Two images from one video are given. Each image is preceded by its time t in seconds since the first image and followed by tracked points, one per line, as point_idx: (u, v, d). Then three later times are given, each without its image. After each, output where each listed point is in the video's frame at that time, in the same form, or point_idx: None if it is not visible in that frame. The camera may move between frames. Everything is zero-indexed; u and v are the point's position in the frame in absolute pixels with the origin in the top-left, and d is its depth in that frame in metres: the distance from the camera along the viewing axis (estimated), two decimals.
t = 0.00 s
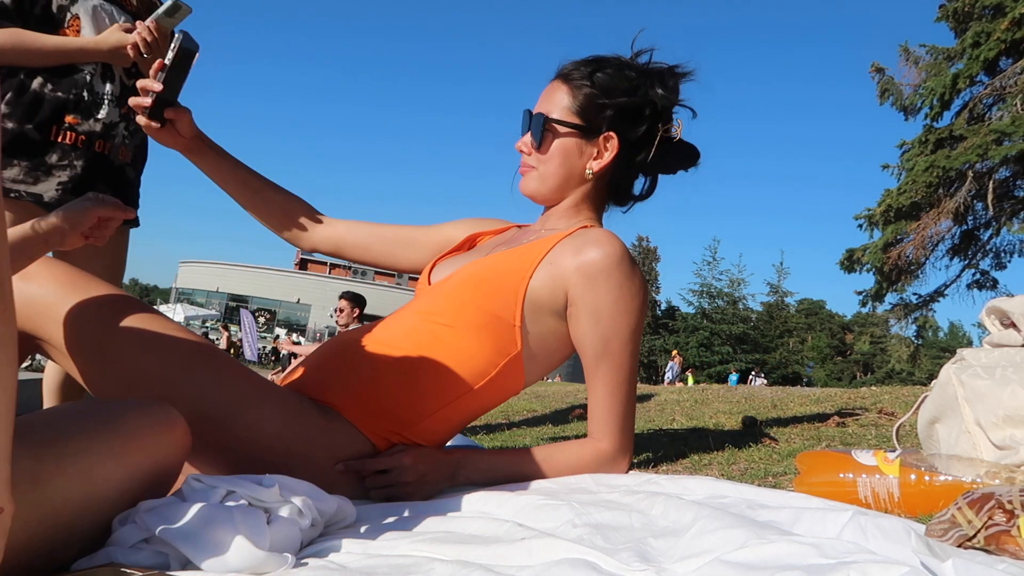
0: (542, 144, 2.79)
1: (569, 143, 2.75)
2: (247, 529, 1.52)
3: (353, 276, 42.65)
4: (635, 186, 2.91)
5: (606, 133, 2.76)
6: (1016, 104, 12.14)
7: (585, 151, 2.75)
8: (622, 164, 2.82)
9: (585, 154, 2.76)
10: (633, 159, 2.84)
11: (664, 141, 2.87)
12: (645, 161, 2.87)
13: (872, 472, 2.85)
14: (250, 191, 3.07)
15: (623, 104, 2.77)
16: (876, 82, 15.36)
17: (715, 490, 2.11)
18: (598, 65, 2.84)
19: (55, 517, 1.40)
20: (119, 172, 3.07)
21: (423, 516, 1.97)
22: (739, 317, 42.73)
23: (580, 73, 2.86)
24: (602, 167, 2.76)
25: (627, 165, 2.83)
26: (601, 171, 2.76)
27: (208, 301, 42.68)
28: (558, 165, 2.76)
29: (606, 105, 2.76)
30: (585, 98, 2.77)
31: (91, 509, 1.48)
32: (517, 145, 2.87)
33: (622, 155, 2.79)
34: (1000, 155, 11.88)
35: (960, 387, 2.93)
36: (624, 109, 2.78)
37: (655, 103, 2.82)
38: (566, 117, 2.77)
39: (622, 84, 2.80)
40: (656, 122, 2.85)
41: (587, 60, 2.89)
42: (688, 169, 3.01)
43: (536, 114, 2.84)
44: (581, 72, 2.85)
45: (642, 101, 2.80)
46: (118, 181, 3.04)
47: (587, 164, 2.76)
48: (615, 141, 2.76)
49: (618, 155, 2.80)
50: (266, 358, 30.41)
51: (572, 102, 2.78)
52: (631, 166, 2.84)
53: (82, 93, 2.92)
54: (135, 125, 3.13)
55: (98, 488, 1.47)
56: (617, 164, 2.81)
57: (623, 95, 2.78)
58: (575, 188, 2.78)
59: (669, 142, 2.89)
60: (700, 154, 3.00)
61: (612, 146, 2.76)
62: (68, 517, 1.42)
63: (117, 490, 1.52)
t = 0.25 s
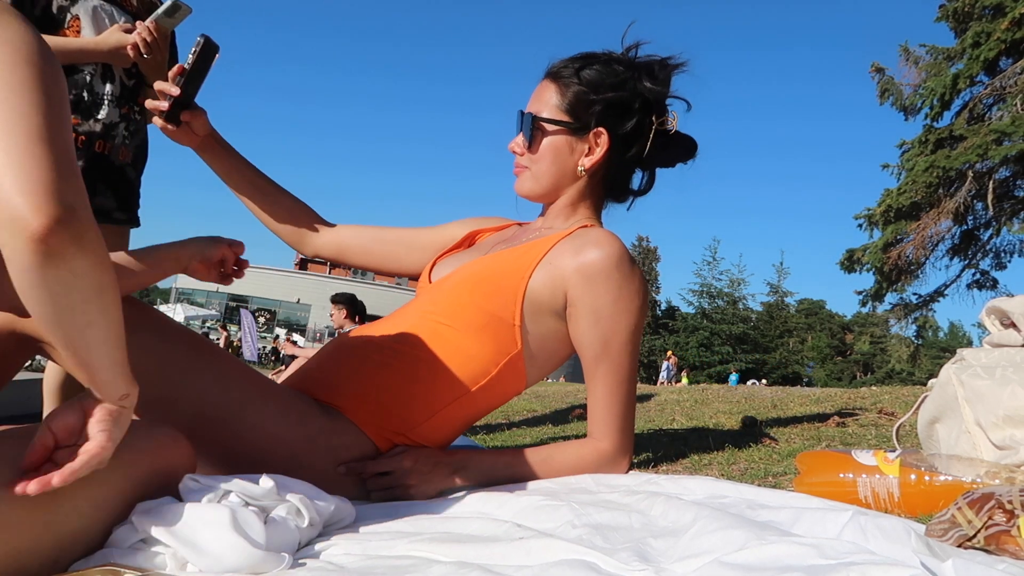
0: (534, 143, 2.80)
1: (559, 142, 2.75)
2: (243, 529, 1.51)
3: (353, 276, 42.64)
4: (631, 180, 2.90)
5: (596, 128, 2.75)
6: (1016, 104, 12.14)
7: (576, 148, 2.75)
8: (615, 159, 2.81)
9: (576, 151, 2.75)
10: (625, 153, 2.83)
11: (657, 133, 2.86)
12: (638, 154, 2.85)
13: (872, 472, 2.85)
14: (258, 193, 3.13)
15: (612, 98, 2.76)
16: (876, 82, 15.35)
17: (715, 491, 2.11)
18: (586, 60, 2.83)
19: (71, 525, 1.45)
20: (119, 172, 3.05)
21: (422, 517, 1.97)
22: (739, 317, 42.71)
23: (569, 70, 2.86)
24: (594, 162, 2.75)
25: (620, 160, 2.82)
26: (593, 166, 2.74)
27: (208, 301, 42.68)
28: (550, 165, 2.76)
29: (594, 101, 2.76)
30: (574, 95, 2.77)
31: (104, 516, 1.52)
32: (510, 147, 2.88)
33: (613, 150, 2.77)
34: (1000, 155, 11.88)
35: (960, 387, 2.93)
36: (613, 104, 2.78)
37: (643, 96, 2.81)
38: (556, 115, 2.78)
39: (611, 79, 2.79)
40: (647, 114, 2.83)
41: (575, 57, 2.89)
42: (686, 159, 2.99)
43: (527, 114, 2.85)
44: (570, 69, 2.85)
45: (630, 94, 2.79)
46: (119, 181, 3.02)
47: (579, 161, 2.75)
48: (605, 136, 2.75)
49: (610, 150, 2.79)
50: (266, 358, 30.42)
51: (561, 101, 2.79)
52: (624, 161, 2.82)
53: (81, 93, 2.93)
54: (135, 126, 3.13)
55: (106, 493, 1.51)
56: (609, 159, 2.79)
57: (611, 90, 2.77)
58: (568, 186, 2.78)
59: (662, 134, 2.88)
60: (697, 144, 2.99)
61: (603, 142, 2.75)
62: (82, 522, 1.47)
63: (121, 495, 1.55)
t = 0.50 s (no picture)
0: (525, 150, 2.80)
1: (550, 146, 2.75)
2: (242, 528, 1.50)
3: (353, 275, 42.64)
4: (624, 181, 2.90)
5: (585, 132, 2.75)
6: (1016, 104, 12.14)
7: (567, 152, 2.76)
8: (607, 160, 2.81)
9: (567, 155, 2.76)
10: (617, 154, 2.82)
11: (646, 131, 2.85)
12: (629, 153, 2.85)
13: (872, 472, 2.85)
14: (257, 195, 3.13)
15: (599, 100, 2.76)
16: (876, 82, 15.35)
17: (715, 491, 2.11)
18: (569, 63, 2.83)
19: (74, 526, 1.47)
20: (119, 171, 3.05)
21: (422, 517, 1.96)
22: (739, 317, 42.69)
23: (553, 75, 2.86)
24: (586, 165, 2.76)
25: (612, 161, 2.82)
26: (585, 169, 2.75)
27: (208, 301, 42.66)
28: (542, 170, 2.76)
29: (581, 103, 2.75)
30: (562, 99, 2.77)
31: (109, 516, 1.54)
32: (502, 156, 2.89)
33: (604, 151, 2.78)
34: (1000, 155, 11.88)
35: (960, 387, 2.93)
36: (601, 106, 2.77)
37: (630, 95, 2.80)
38: (544, 121, 2.78)
39: (597, 80, 2.79)
40: (635, 113, 2.83)
41: (558, 60, 2.88)
42: (677, 154, 2.99)
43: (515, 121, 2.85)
44: (556, 73, 2.84)
45: (617, 94, 2.78)
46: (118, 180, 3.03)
47: (571, 165, 2.75)
48: (595, 138, 2.75)
49: (601, 152, 2.78)
50: (265, 358, 30.41)
51: (549, 105, 2.79)
52: (616, 161, 2.82)
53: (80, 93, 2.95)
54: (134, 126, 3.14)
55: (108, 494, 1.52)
56: (601, 161, 2.79)
57: (598, 91, 2.77)
58: (563, 190, 2.79)
59: (652, 130, 2.88)
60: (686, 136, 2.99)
61: (594, 144, 2.75)
62: (87, 523, 1.49)
63: (125, 493, 1.57)
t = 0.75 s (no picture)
0: (530, 152, 2.80)
1: (556, 148, 2.76)
2: (242, 528, 1.50)
3: (353, 275, 42.61)
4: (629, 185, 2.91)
5: (592, 135, 2.75)
6: (1016, 104, 12.14)
7: (572, 154, 2.76)
8: (612, 164, 2.81)
9: (573, 157, 2.76)
10: (622, 158, 2.83)
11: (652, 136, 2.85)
12: (635, 157, 2.85)
13: (872, 472, 2.85)
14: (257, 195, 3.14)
15: (606, 104, 2.76)
16: (876, 82, 15.34)
17: (715, 491, 2.11)
18: (578, 66, 2.82)
19: (80, 526, 1.47)
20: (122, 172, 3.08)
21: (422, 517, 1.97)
22: (739, 317, 42.68)
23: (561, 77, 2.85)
24: (592, 168, 2.76)
25: (617, 165, 2.82)
26: (590, 172, 2.75)
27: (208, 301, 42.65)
28: (547, 171, 2.77)
29: (589, 107, 2.75)
30: (569, 102, 2.77)
31: (116, 517, 1.54)
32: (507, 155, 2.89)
33: (610, 155, 2.78)
34: (1000, 155, 11.88)
35: (960, 387, 2.93)
36: (608, 109, 2.77)
37: (637, 100, 2.80)
38: (551, 122, 2.78)
39: (605, 84, 2.78)
40: (642, 118, 2.83)
41: (567, 63, 2.88)
42: (683, 160, 2.99)
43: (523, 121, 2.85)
44: (564, 76, 2.84)
45: (625, 99, 2.78)
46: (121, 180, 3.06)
47: (576, 168, 2.76)
48: (601, 141, 2.76)
49: (606, 155, 2.79)
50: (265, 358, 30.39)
51: (556, 108, 2.79)
52: (621, 165, 2.82)
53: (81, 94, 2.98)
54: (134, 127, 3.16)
55: (115, 494, 1.53)
56: (606, 164, 2.80)
57: (606, 95, 2.77)
58: (567, 192, 2.80)
59: (659, 136, 2.88)
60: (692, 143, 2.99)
61: (599, 147, 2.75)
62: (93, 524, 1.50)
63: (134, 494, 1.57)
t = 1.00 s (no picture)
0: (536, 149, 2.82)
1: (562, 148, 2.77)
2: (242, 528, 1.50)
3: (353, 276, 42.58)
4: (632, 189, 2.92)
5: (597, 138, 2.76)
6: (1016, 104, 12.14)
7: (577, 156, 2.77)
8: (617, 168, 2.82)
9: (577, 159, 2.77)
10: (627, 163, 2.83)
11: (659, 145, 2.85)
12: (639, 164, 2.86)
13: (872, 472, 2.85)
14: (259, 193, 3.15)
15: (614, 108, 2.76)
16: (876, 82, 15.35)
17: (715, 490, 2.11)
18: (590, 69, 2.82)
19: (84, 529, 1.48)
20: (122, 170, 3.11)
21: (422, 517, 1.97)
22: (739, 317, 42.68)
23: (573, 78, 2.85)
24: (595, 171, 2.77)
25: (621, 170, 2.83)
26: (593, 175, 2.77)
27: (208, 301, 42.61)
28: (550, 170, 2.79)
29: (597, 110, 2.76)
30: (578, 104, 2.77)
31: (119, 520, 1.55)
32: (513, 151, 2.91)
33: (615, 161, 2.79)
34: (1000, 155, 11.88)
35: (960, 387, 2.93)
36: (616, 114, 2.77)
37: (646, 108, 2.80)
38: (559, 122, 2.79)
39: (615, 89, 2.78)
40: (650, 126, 2.83)
41: (581, 63, 2.87)
42: (688, 171, 2.99)
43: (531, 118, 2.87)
44: (575, 76, 2.84)
45: (634, 106, 2.78)
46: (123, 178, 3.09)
47: (580, 170, 2.77)
48: (607, 146, 2.76)
49: (611, 159, 2.79)
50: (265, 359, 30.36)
51: (565, 108, 2.80)
52: (624, 171, 2.83)
53: (83, 94, 2.99)
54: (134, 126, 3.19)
55: (118, 497, 1.54)
56: (611, 168, 2.81)
57: (615, 100, 2.77)
58: (569, 192, 2.81)
59: (667, 144, 2.87)
60: (699, 154, 2.99)
61: (604, 151, 2.76)
62: (97, 527, 1.50)
63: (137, 495, 1.58)
